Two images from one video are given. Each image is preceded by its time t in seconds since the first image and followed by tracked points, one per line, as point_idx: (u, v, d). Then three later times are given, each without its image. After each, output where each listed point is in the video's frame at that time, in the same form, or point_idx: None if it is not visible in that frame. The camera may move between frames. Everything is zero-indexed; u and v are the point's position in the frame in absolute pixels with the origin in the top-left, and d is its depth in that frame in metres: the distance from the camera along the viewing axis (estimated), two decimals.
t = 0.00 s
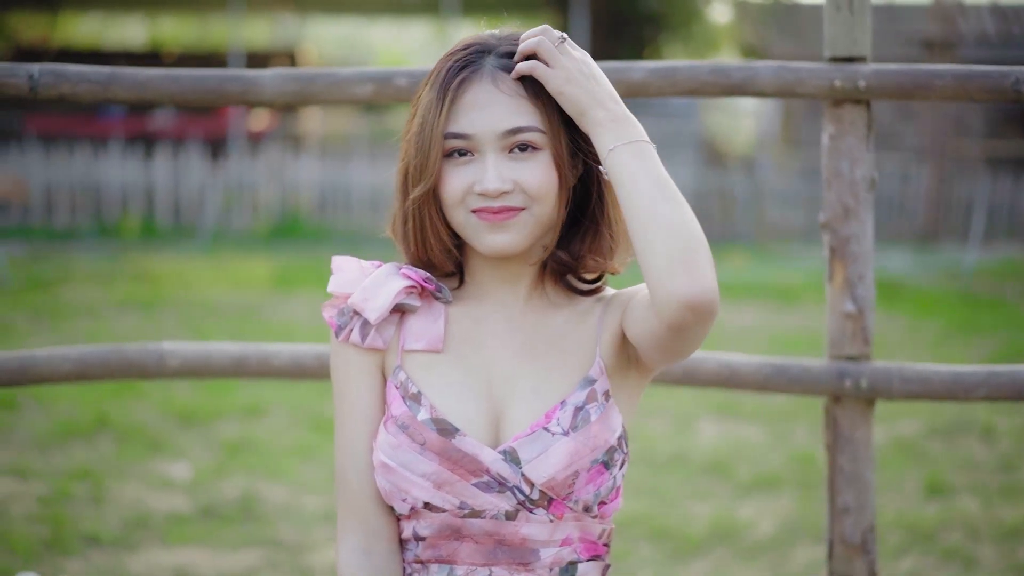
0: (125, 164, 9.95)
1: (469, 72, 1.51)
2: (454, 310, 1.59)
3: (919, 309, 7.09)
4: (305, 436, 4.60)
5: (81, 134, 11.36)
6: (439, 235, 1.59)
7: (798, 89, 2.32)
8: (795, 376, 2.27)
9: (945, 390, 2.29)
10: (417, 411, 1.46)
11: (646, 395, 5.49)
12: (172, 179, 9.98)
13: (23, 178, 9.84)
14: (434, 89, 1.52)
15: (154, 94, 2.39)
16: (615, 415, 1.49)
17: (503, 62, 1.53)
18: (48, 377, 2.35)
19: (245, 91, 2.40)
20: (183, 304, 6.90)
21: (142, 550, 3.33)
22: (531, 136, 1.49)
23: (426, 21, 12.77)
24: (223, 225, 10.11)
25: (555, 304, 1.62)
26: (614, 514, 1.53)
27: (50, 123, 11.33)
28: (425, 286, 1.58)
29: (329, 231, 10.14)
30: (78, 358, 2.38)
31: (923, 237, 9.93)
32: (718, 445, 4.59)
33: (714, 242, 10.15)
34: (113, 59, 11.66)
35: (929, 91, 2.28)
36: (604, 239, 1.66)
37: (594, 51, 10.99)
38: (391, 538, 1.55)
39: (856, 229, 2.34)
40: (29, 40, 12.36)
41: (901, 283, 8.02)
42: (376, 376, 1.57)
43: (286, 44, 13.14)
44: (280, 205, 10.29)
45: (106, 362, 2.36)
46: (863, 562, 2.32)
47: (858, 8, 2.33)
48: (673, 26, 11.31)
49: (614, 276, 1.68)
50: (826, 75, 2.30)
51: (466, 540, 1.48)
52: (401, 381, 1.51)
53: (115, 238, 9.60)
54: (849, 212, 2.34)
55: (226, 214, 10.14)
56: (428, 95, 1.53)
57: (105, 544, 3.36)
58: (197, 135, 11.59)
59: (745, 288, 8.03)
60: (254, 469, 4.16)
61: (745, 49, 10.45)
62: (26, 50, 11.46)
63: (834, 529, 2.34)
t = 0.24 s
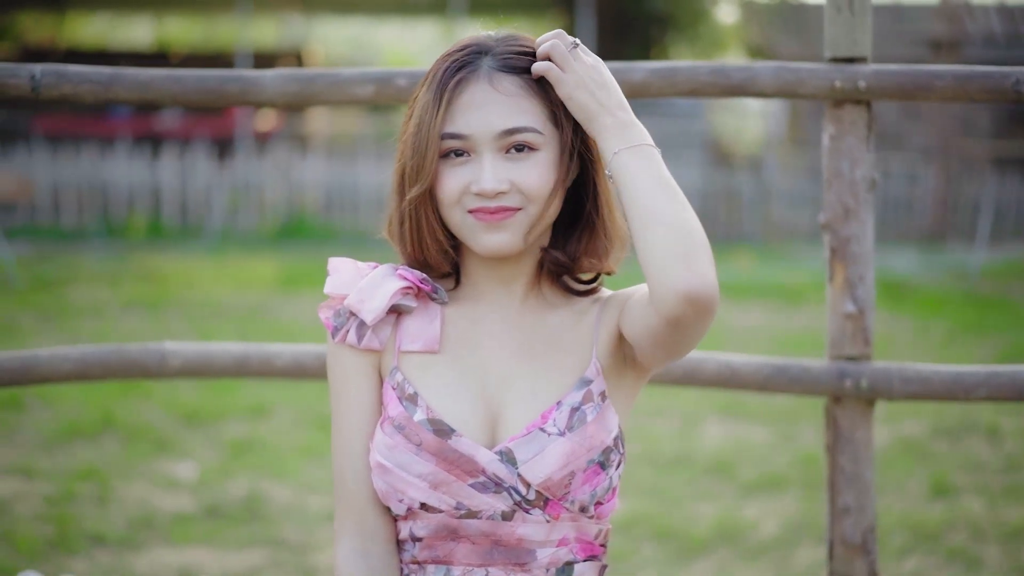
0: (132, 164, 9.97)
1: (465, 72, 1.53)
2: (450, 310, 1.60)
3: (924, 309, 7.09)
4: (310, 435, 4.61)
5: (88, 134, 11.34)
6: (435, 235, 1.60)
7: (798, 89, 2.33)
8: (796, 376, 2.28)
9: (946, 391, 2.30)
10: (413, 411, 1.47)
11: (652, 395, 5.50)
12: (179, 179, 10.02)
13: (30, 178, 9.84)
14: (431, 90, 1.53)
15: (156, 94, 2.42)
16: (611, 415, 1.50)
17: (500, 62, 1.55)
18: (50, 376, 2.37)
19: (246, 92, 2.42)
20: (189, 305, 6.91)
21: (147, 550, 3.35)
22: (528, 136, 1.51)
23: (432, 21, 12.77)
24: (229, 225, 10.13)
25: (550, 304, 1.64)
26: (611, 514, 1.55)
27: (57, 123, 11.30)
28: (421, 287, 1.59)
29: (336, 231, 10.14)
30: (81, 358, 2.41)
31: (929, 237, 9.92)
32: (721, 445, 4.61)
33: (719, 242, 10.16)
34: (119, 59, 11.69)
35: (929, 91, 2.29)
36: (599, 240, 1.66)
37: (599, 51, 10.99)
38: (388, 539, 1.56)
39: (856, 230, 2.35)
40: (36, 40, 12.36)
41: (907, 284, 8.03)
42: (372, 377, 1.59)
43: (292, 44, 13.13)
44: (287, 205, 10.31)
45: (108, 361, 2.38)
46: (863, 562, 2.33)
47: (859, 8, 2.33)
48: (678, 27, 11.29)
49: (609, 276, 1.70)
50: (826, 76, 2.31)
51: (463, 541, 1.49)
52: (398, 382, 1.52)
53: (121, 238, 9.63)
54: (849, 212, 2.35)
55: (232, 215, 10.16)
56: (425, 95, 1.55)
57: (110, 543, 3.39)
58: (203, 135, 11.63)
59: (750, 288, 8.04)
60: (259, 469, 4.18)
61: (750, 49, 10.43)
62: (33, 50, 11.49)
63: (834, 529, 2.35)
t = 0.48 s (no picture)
0: (137, 164, 10.04)
1: (462, 70, 1.55)
2: (446, 309, 1.62)
3: (929, 309, 7.10)
4: (315, 434, 4.63)
5: (92, 134, 11.41)
6: (432, 232, 1.62)
7: (798, 89, 2.34)
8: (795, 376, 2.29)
9: (945, 390, 2.32)
10: (409, 411, 1.48)
11: (655, 395, 5.50)
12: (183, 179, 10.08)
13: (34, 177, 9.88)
14: (428, 87, 1.55)
15: (155, 93, 2.43)
16: (607, 414, 1.51)
17: (497, 59, 1.56)
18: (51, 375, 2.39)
19: (245, 91, 2.43)
20: (193, 305, 6.93)
21: (152, 548, 3.37)
22: (524, 134, 1.53)
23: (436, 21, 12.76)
24: (234, 225, 10.13)
25: (545, 302, 1.65)
26: (607, 513, 1.56)
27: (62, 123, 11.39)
28: (417, 286, 1.60)
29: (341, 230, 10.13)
30: (82, 356, 2.42)
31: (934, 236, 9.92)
32: (724, 445, 4.62)
33: (723, 242, 10.19)
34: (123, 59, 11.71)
35: (929, 91, 2.31)
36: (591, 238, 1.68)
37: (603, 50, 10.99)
38: (384, 538, 1.58)
39: (856, 229, 2.36)
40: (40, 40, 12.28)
41: (911, 283, 8.04)
42: (368, 376, 1.60)
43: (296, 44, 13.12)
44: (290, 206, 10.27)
45: (109, 360, 2.39)
46: (863, 561, 2.35)
47: (858, 8, 2.35)
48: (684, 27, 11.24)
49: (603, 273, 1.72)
50: (826, 75, 2.32)
51: (459, 540, 1.50)
52: (394, 382, 1.53)
53: (125, 237, 9.66)
54: (849, 212, 2.35)
55: (236, 215, 10.16)
56: (421, 93, 1.56)
57: (114, 542, 3.41)
58: (208, 135, 11.63)
59: (753, 288, 8.05)
60: (262, 468, 4.19)
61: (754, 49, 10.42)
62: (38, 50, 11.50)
63: (834, 529, 2.36)
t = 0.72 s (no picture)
0: (144, 164, 10.01)
1: (460, 67, 1.56)
2: (442, 308, 1.63)
3: (935, 309, 7.10)
4: (320, 434, 4.63)
5: (98, 134, 11.39)
6: (429, 231, 1.62)
7: (797, 88, 2.34)
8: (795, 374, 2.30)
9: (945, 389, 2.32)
10: (405, 410, 1.49)
11: (661, 395, 5.50)
12: (190, 179, 10.05)
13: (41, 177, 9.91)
14: (425, 84, 1.56)
15: (156, 92, 2.44)
16: (603, 412, 1.51)
17: (496, 57, 1.58)
18: (52, 373, 2.40)
19: (245, 91, 2.43)
20: (199, 305, 6.94)
21: (156, 547, 3.39)
22: (521, 131, 1.54)
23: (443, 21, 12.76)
24: (240, 224, 10.15)
25: (541, 299, 1.67)
26: (603, 512, 1.57)
27: (69, 123, 11.44)
28: (413, 285, 1.61)
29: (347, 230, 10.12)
30: (83, 355, 2.43)
31: (940, 236, 9.90)
32: (728, 444, 4.62)
33: (733, 243, 10.25)
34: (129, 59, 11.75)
35: (928, 90, 2.30)
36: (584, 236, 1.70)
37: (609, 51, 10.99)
38: (381, 537, 1.59)
39: (855, 228, 2.35)
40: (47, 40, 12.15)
41: (917, 283, 8.04)
42: (365, 374, 1.61)
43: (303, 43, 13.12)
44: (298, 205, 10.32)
45: (110, 359, 2.40)
46: (863, 561, 2.35)
47: (858, 7, 2.35)
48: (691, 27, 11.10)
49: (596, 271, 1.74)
50: (826, 75, 2.32)
51: (455, 538, 1.51)
52: (390, 381, 1.54)
53: (132, 237, 9.69)
54: (849, 211, 2.35)
55: (243, 215, 10.18)
56: (419, 91, 1.58)
57: (118, 541, 3.43)
58: (215, 135, 11.64)
59: (758, 288, 8.05)
60: (267, 467, 4.20)
61: (760, 49, 10.41)
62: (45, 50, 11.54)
63: (834, 528, 2.36)
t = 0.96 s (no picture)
0: (151, 164, 10.10)
1: (458, 66, 1.57)
2: (439, 306, 1.64)
3: (941, 309, 7.10)
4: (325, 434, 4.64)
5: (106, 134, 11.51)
6: (426, 229, 1.63)
7: (797, 87, 2.34)
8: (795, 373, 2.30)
9: (945, 389, 2.32)
10: (401, 408, 1.51)
11: (666, 395, 5.51)
12: (196, 180, 10.13)
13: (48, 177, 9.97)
14: (423, 83, 1.57)
15: (157, 91, 2.45)
16: (599, 412, 1.53)
17: (494, 56, 1.58)
18: (52, 372, 2.41)
19: (245, 89, 2.44)
20: (204, 305, 6.95)
21: (160, 547, 3.40)
22: (519, 130, 1.55)
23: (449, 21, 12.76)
24: (246, 224, 10.17)
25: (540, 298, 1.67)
26: (599, 511, 1.57)
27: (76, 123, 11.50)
28: (410, 283, 1.62)
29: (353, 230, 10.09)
30: (85, 353, 2.44)
31: (946, 236, 9.89)
32: (733, 444, 4.63)
33: (740, 244, 10.22)
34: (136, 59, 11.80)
35: (928, 89, 2.31)
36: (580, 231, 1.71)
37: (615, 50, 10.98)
38: (377, 534, 1.60)
39: (855, 227, 2.36)
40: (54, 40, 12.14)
41: (923, 283, 8.04)
42: (362, 372, 1.61)
43: (310, 43, 13.13)
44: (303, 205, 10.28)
45: (111, 356, 2.41)
46: (863, 560, 2.35)
47: (858, 6, 2.36)
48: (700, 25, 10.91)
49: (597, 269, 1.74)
50: (826, 73, 2.32)
51: (450, 536, 1.52)
52: (386, 378, 1.56)
53: (138, 237, 9.70)
54: (848, 211, 2.36)
55: (250, 214, 10.21)
56: (416, 89, 1.58)
57: (123, 540, 3.45)
58: (221, 135, 11.73)
59: (763, 288, 8.06)
60: (271, 466, 4.21)
61: (766, 49, 10.41)
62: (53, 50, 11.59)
63: (834, 527, 2.37)
